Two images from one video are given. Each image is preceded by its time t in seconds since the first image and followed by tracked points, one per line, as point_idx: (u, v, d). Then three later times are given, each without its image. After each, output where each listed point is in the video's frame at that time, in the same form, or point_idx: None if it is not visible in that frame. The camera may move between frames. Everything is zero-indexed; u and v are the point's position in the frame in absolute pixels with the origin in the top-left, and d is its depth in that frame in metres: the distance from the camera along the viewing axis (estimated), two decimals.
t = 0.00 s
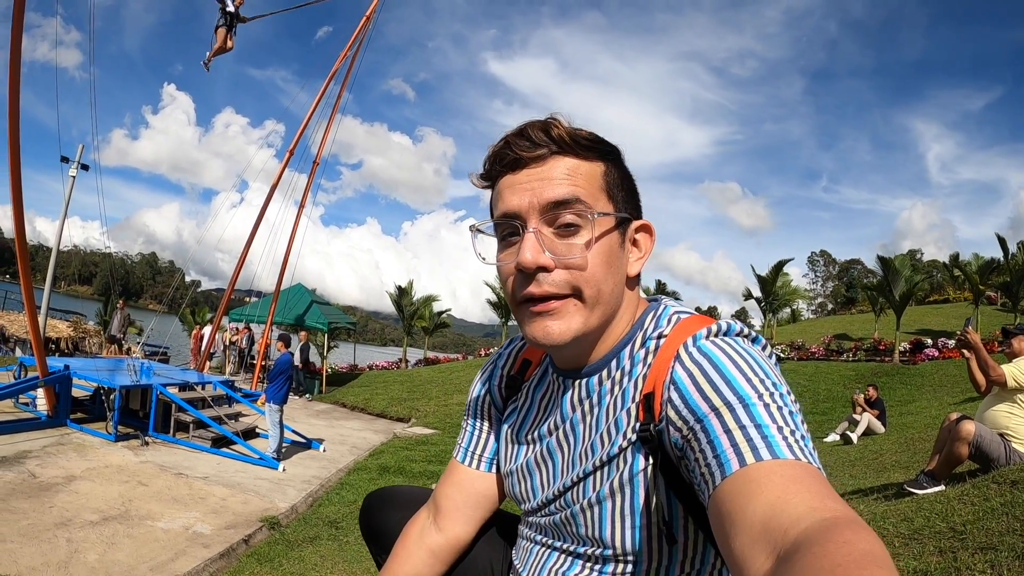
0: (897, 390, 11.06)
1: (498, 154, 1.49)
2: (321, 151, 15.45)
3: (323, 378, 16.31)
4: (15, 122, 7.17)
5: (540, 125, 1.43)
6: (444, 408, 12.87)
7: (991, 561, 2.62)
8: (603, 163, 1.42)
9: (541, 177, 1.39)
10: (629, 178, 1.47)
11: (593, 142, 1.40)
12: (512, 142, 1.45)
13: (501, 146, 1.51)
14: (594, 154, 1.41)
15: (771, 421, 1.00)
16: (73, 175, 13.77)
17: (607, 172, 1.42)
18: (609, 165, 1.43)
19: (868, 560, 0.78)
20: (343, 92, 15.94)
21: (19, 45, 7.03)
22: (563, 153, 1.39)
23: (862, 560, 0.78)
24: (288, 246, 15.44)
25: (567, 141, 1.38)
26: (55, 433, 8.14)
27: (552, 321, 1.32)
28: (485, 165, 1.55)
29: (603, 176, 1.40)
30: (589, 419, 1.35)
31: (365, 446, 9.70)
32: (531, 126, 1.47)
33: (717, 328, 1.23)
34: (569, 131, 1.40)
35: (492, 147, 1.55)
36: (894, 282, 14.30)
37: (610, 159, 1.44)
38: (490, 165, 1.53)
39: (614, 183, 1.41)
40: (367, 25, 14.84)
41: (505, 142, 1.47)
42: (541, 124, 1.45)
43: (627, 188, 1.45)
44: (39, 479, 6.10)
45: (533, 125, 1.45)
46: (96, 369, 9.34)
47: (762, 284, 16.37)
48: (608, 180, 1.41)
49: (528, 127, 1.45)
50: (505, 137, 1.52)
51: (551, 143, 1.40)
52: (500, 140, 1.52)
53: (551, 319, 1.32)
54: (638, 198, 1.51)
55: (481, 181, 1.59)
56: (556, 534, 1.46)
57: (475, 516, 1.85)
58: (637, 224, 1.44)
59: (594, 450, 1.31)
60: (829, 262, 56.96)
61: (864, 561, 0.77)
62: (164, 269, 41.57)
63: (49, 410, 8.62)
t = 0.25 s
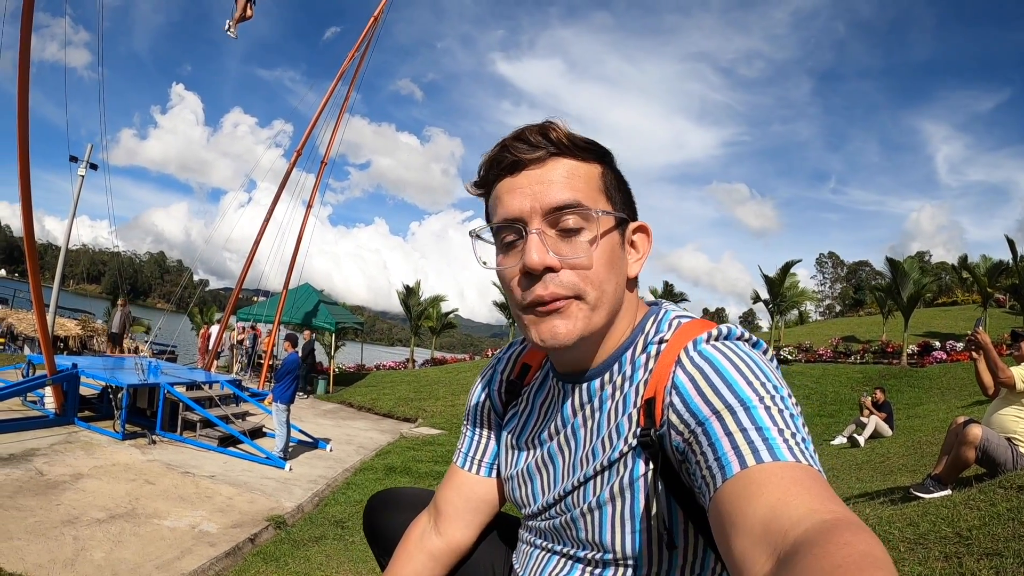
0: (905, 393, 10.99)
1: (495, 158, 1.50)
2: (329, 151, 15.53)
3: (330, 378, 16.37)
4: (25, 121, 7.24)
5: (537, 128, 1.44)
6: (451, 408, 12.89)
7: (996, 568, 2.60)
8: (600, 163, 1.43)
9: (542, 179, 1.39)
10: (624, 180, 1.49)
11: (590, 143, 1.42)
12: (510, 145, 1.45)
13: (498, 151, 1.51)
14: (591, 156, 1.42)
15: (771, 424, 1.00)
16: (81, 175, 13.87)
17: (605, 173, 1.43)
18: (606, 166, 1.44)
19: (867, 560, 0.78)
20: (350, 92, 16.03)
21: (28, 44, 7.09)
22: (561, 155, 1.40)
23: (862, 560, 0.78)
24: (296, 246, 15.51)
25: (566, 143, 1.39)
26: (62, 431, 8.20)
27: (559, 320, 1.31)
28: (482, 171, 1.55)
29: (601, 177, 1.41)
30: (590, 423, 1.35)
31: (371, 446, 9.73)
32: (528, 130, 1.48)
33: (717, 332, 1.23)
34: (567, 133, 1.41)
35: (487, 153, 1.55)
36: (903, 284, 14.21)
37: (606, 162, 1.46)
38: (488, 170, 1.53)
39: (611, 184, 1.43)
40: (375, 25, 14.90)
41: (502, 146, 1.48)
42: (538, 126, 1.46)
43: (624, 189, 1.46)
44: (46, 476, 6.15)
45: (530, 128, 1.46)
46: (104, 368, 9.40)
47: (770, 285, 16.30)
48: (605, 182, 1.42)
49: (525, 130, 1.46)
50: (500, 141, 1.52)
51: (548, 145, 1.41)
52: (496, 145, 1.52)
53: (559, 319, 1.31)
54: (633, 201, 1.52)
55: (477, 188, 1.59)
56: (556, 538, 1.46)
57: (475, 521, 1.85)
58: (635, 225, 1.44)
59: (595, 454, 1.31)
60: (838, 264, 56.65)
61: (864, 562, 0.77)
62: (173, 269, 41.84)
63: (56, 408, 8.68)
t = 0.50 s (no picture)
0: (913, 395, 10.93)
1: (466, 184, 1.52)
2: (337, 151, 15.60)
3: (337, 378, 16.42)
4: (34, 121, 7.31)
5: (501, 147, 1.46)
6: (458, 408, 12.91)
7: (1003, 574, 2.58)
8: (570, 171, 1.43)
9: (511, 198, 1.40)
10: (597, 183, 1.49)
11: (556, 155, 1.42)
12: (477, 169, 1.47)
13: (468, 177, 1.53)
14: (559, 166, 1.42)
15: (772, 430, 1.00)
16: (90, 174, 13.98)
17: (574, 180, 1.43)
18: (576, 174, 1.44)
19: (868, 567, 0.78)
20: (358, 91, 16.07)
21: (37, 45, 7.15)
22: (529, 171, 1.41)
23: (864, 567, 0.78)
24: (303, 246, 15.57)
25: (531, 159, 1.41)
26: (70, 429, 8.27)
27: (541, 335, 1.31)
28: (457, 199, 1.58)
29: (572, 185, 1.41)
30: (590, 428, 1.35)
31: (378, 446, 9.76)
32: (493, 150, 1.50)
33: (716, 338, 1.23)
34: (530, 148, 1.42)
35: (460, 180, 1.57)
36: (911, 285, 14.12)
37: (576, 169, 1.46)
38: (462, 197, 1.55)
39: (583, 190, 1.42)
40: (383, 24, 14.95)
41: (470, 172, 1.50)
42: (502, 146, 1.47)
43: (598, 192, 1.46)
44: (54, 474, 6.21)
45: (494, 149, 1.48)
46: (112, 367, 9.48)
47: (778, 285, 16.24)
48: (576, 189, 1.42)
49: (490, 152, 1.48)
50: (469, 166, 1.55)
51: (514, 163, 1.42)
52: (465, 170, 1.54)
53: (541, 333, 1.31)
54: (612, 203, 1.51)
55: (455, 214, 1.61)
56: (557, 543, 1.47)
57: (480, 527, 1.86)
58: (614, 227, 1.44)
59: (596, 460, 1.31)
60: (846, 264, 56.32)
61: (866, 568, 0.78)
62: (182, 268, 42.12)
63: (65, 406, 8.76)
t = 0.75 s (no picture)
0: (927, 398, 10.82)
1: (479, 178, 1.54)
2: (350, 151, 15.73)
3: (349, 377, 16.53)
4: (48, 121, 7.42)
5: (515, 141, 1.48)
6: (469, 408, 12.96)
7: None
8: (583, 167, 1.46)
9: (524, 194, 1.43)
10: (609, 178, 1.51)
11: (569, 150, 1.44)
12: (490, 164, 1.49)
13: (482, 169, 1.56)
14: (573, 160, 1.45)
15: (784, 427, 1.02)
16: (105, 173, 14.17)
17: (588, 176, 1.45)
18: (589, 169, 1.47)
19: (879, 564, 0.81)
20: (371, 92, 16.14)
21: (50, 45, 7.26)
22: (543, 165, 1.43)
23: (875, 564, 0.80)
24: (316, 245, 15.70)
25: (544, 154, 1.43)
26: (83, 425, 8.40)
27: (556, 332, 1.34)
28: (468, 192, 1.60)
29: (585, 180, 1.44)
30: (601, 423, 1.38)
31: (389, 445, 9.83)
32: (507, 144, 1.52)
33: (728, 333, 1.25)
34: (545, 143, 1.45)
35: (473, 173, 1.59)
36: (925, 287, 13.98)
37: (590, 164, 1.48)
38: (475, 191, 1.57)
39: (597, 186, 1.45)
40: (396, 25, 15.03)
41: (484, 166, 1.52)
42: (516, 141, 1.50)
43: (611, 188, 1.49)
44: (66, 470, 6.31)
45: (508, 143, 1.50)
46: (125, 364, 9.62)
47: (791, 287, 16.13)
48: (589, 184, 1.44)
49: (504, 146, 1.50)
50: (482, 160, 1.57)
51: (528, 157, 1.44)
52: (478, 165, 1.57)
53: (555, 330, 1.33)
54: (624, 198, 1.54)
55: (465, 207, 1.63)
56: (568, 538, 1.50)
57: (489, 519, 1.89)
58: (628, 223, 1.47)
59: (606, 455, 1.34)
60: (860, 266, 55.80)
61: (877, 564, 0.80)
62: (195, 267, 42.55)
63: (78, 403, 8.90)
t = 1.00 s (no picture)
0: (940, 406, 10.72)
1: (500, 186, 1.54)
2: (364, 154, 15.88)
3: (361, 378, 16.67)
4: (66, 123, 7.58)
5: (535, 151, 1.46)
6: (479, 411, 13.03)
7: None
8: (604, 176, 1.43)
9: (543, 209, 1.43)
10: (633, 182, 1.48)
11: (589, 159, 1.42)
12: (510, 174, 1.49)
13: (502, 176, 1.55)
14: (593, 170, 1.42)
15: (803, 432, 1.03)
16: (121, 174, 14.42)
17: (609, 186, 1.43)
18: (611, 176, 1.44)
19: (896, 567, 0.81)
20: (386, 95, 16.23)
21: (69, 49, 7.41)
22: (562, 177, 1.42)
23: (892, 567, 0.81)
24: (329, 247, 15.85)
25: (564, 166, 1.41)
26: (96, 422, 8.55)
27: (574, 351, 1.37)
28: (489, 197, 1.60)
29: (606, 191, 1.42)
30: (621, 425, 1.42)
31: (400, 446, 9.91)
32: (528, 150, 1.50)
33: (750, 339, 1.26)
34: (565, 154, 1.42)
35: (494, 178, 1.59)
36: (939, 294, 13.84)
37: (612, 171, 1.46)
38: (496, 197, 1.57)
39: (618, 196, 1.43)
40: (411, 29, 15.15)
41: (504, 174, 1.52)
42: (537, 148, 1.47)
43: (633, 194, 1.46)
44: (80, 466, 6.44)
45: (528, 151, 1.48)
46: (140, 362, 9.78)
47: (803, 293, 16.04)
48: (610, 194, 1.42)
49: (523, 155, 1.49)
50: (504, 165, 1.56)
51: (547, 170, 1.43)
52: (500, 169, 1.56)
53: (573, 349, 1.37)
54: (648, 200, 1.52)
55: (486, 210, 1.64)
56: (584, 537, 1.54)
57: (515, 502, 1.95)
58: (651, 231, 1.46)
59: (624, 455, 1.38)
60: (874, 273, 55.28)
61: (894, 567, 0.81)
62: (210, 267, 43.05)
63: (92, 400, 9.06)
